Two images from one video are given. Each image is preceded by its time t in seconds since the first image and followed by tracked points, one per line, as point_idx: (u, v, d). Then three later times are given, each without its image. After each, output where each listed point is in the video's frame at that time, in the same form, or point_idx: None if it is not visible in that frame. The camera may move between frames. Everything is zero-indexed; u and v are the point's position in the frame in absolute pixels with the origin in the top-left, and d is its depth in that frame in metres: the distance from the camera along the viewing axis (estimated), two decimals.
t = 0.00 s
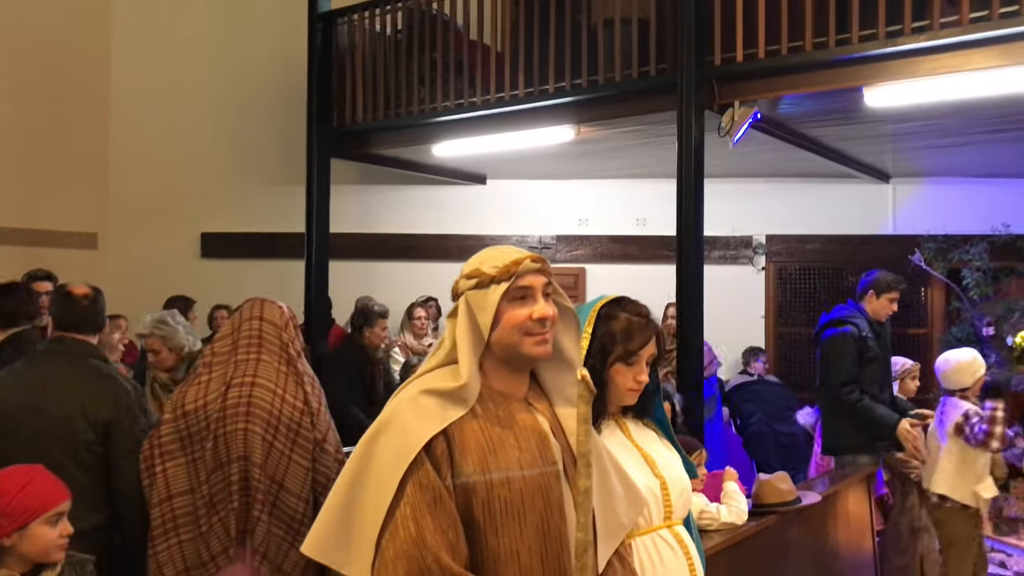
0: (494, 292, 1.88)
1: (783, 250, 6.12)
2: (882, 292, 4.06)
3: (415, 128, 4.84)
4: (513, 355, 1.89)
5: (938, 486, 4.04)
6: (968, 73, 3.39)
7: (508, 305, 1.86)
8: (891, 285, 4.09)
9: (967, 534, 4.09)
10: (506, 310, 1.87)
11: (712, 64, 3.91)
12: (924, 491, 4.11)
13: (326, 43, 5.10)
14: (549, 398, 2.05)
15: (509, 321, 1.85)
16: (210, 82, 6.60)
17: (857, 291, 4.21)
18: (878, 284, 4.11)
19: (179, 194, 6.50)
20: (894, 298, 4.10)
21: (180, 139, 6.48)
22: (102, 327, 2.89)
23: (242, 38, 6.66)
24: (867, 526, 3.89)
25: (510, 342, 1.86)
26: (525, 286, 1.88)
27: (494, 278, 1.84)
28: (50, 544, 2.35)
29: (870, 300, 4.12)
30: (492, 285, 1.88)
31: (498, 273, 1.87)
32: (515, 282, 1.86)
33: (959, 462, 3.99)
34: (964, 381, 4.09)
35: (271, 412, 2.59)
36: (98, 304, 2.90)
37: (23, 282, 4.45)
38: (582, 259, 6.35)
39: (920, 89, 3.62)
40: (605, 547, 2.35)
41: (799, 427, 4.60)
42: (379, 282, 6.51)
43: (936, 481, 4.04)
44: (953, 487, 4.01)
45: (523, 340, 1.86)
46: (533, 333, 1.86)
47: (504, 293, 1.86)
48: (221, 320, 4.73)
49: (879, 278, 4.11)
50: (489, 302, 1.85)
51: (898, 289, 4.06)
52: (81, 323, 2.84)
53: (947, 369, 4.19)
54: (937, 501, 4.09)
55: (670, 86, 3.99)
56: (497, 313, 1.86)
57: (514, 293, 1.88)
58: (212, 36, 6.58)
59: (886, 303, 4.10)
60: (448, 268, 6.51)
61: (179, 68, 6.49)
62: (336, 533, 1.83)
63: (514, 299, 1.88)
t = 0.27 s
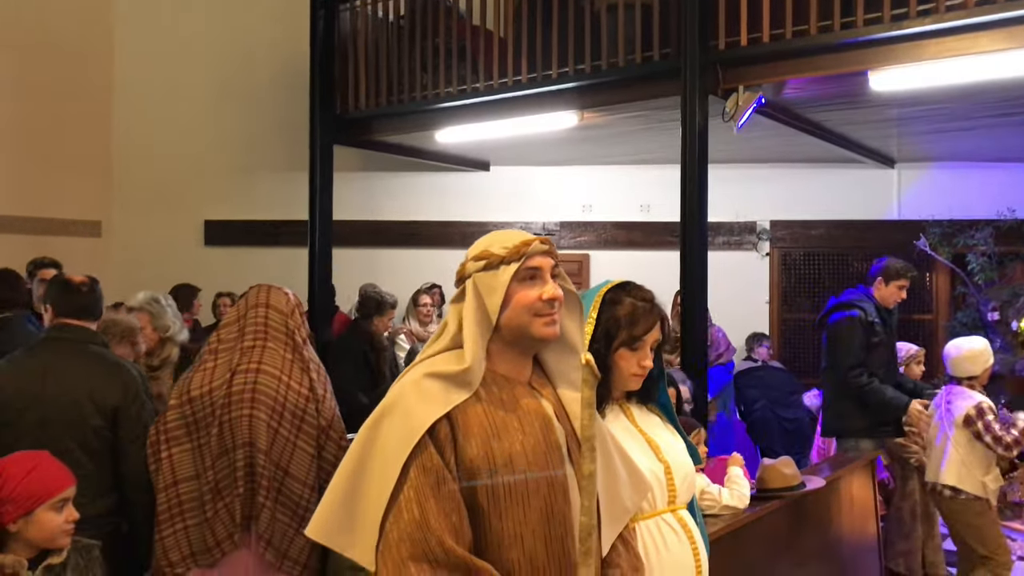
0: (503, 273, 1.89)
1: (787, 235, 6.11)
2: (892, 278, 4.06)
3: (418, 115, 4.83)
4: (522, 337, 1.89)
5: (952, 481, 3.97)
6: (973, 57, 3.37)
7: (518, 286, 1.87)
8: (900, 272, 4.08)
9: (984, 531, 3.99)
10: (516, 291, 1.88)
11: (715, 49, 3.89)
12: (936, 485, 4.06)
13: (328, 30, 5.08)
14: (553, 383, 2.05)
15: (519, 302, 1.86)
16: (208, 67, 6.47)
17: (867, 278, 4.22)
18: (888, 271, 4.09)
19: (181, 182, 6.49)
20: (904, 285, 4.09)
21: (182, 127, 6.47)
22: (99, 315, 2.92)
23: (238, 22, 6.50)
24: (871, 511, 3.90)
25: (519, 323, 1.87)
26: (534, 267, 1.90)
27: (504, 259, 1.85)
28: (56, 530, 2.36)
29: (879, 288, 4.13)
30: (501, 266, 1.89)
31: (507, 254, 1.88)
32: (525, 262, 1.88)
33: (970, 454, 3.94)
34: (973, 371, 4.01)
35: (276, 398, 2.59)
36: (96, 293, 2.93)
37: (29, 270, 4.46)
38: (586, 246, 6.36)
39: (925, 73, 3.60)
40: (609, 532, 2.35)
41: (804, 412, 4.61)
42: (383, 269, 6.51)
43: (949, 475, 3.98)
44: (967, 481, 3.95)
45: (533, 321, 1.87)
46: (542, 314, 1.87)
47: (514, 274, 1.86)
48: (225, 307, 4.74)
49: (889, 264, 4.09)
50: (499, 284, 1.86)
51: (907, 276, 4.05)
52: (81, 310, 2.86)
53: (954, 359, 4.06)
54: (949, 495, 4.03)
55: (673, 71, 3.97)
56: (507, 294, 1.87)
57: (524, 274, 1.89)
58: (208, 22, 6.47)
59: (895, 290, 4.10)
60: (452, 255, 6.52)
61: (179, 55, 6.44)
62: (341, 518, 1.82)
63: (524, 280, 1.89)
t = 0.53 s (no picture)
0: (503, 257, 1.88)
1: (783, 223, 6.10)
2: (888, 266, 4.07)
3: (413, 102, 4.81)
4: (522, 321, 1.90)
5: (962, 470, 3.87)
6: (970, 43, 3.36)
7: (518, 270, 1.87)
8: (897, 259, 4.09)
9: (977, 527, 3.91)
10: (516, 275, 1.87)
11: (711, 35, 3.88)
12: (940, 475, 3.94)
13: (322, 17, 5.05)
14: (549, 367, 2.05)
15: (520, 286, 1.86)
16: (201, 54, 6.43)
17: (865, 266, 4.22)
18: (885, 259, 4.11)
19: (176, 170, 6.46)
20: (901, 273, 4.10)
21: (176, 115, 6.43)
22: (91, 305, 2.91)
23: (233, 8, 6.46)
24: (865, 497, 3.91)
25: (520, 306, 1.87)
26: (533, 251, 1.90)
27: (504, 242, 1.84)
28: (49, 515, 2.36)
29: (875, 275, 4.14)
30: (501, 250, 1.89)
31: (507, 237, 1.88)
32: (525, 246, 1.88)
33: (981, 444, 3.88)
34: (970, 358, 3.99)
35: (270, 385, 2.59)
36: (88, 283, 2.91)
37: (23, 258, 4.45)
38: (582, 234, 6.36)
39: (921, 59, 3.60)
40: (605, 517, 2.34)
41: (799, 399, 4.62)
42: (378, 257, 6.48)
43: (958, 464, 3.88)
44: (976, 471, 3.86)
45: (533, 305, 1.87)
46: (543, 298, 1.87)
47: (514, 257, 1.85)
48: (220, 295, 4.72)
49: (886, 252, 4.10)
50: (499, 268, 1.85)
51: (904, 264, 4.06)
52: (78, 299, 2.85)
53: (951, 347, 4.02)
54: (952, 487, 3.91)
55: (670, 57, 3.96)
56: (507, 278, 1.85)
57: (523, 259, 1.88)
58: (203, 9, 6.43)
59: (891, 278, 4.10)
60: (448, 243, 6.52)
61: (173, 42, 6.40)
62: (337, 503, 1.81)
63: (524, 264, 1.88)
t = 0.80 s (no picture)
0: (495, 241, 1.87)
1: (777, 210, 6.11)
2: (879, 252, 4.11)
3: (406, 88, 4.80)
4: (515, 305, 1.89)
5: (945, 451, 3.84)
6: (964, 28, 3.36)
7: (510, 254, 1.86)
8: (889, 245, 4.12)
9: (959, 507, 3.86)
10: (509, 259, 1.86)
11: (705, 20, 3.87)
12: (926, 456, 3.91)
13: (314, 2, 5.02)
14: (542, 351, 2.06)
15: (512, 270, 1.86)
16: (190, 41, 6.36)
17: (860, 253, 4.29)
18: (877, 245, 4.15)
19: (167, 158, 6.42)
20: (893, 259, 4.13)
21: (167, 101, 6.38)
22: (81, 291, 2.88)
23: None
24: (857, 482, 3.93)
25: (513, 290, 1.87)
26: (526, 235, 1.89)
27: (496, 226, 1.84)
28: (41, 501, 2.34)
29: (868, 262, 4.19)
30: (492, 234, 1.87)
31: (499, 222, 1.87)
32: (517, 231, 1.86)
33: (966, 428, 3.83)
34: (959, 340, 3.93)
35: (260, 371, 2.58)
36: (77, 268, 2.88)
37: (15, 245, 4.43)
38: (576, 221, 6.36)
39: (915, 45, 3.59)
40: (598, 501, 2.35)
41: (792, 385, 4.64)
42: (371, 244, 6.46)
43: (942, 445, 3.85)
44: (959, 453, 3.82)
45: (526, 289, 1.87)
46: (536, 282, 1.87)
47: (507, 241, 1.85)
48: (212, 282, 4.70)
49: (878, 238, 4.15)
50: (492, 252, 1.85)
51: (895, 250, 4.09)
52: (65, 284, 2.82)
53: (944, 329, 3.94)
54: (937, 468, 3.89)
55: (664, 43, 3.94)
56: (500, 262, 1.86)
57: (516, 243, 1.87)
58: None
59: (883, 264, 4.15)
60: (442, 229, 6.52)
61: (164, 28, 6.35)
62: (330, 486, 1.82)
63: (516, 249, 1.87)
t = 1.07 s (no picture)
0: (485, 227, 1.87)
1: (769, 196, 6.11)
2: (879, 239, 4.10)
3: (397, 74, 4.77)
4: (505, 290, 1.89)
5: (929, 433, 3.82)
6: (956, 13, 3.35)
7: (501, 239, 1.85)
8: (890, 232, 4.11)
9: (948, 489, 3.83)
10: (499, 244, 1.86)
11: (697, 5, 3.85)
12: (912, 439, 3.88)
13: None
14: (533, 336, 2.05)
15: (502, 255, 1.85)
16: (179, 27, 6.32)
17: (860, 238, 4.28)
18: (877, 231, 4.14)
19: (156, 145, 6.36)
20: (892, 246, 4.13)
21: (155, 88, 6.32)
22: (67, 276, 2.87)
23: None
24: (847, 466, 3.96)
25: (503, 276, 1.86)
26: (516, 220, 1.88)
27: (485, 211, 1.83)
28: (31, 488, 2.33)
29: (868, 248, 4.19)
30: (482, 219, 1.87)
31: (489, 207, 1.86)
32: (507, 216, 1.86)
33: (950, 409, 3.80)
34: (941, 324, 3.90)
35: (249, 357, 2.58)
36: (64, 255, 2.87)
37: (2, 233, 4.38)
38: (568, 207, 6.36)
39: (907, 29, 3.58)
40: (589, 486, 2.36)
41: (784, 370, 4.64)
42: (363, 232, 6.43)
43: (926, 427, 3.83)
44: (944, 434, 3.80)
45: (516, 274, 1.86)
46: (525, 267, 1.87)
47: (497, 227, 1.85)
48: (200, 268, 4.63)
49: (879, 225, 4.13)
50: (482, 237, 1.84)
51: (895, 238, 4.09)
52: (48, 271, 2.80)
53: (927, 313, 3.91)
54: (925, 450, 3.85)
55: (656, 28, 3.92)
56: (490, 247, 1.85)
57: (505, 228, 1.87)
58: None
59: (883, 251, 4.14)
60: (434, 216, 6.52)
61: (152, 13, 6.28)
62: (319, 472, 1.81)
63: (506, 233, 1.87)
